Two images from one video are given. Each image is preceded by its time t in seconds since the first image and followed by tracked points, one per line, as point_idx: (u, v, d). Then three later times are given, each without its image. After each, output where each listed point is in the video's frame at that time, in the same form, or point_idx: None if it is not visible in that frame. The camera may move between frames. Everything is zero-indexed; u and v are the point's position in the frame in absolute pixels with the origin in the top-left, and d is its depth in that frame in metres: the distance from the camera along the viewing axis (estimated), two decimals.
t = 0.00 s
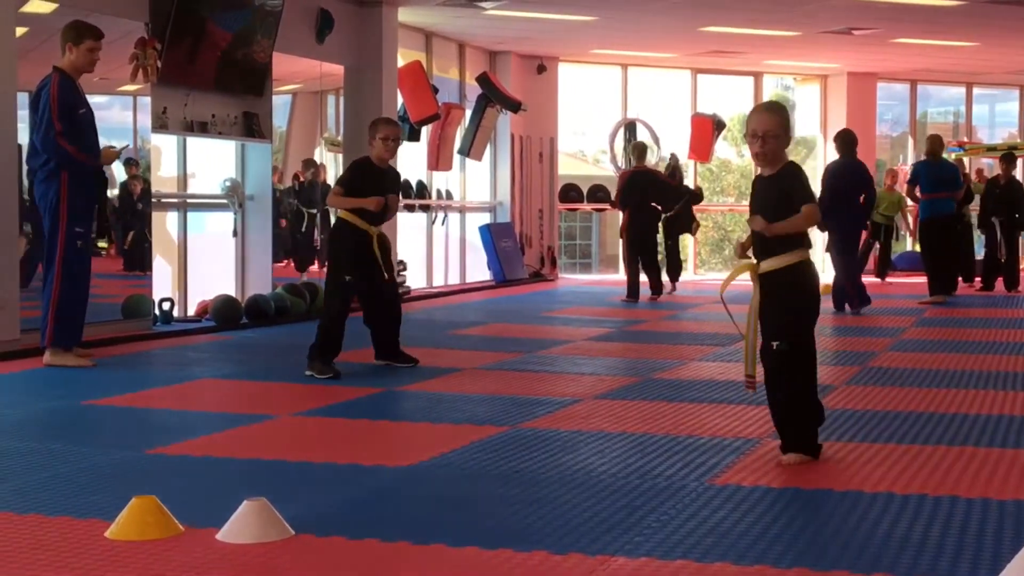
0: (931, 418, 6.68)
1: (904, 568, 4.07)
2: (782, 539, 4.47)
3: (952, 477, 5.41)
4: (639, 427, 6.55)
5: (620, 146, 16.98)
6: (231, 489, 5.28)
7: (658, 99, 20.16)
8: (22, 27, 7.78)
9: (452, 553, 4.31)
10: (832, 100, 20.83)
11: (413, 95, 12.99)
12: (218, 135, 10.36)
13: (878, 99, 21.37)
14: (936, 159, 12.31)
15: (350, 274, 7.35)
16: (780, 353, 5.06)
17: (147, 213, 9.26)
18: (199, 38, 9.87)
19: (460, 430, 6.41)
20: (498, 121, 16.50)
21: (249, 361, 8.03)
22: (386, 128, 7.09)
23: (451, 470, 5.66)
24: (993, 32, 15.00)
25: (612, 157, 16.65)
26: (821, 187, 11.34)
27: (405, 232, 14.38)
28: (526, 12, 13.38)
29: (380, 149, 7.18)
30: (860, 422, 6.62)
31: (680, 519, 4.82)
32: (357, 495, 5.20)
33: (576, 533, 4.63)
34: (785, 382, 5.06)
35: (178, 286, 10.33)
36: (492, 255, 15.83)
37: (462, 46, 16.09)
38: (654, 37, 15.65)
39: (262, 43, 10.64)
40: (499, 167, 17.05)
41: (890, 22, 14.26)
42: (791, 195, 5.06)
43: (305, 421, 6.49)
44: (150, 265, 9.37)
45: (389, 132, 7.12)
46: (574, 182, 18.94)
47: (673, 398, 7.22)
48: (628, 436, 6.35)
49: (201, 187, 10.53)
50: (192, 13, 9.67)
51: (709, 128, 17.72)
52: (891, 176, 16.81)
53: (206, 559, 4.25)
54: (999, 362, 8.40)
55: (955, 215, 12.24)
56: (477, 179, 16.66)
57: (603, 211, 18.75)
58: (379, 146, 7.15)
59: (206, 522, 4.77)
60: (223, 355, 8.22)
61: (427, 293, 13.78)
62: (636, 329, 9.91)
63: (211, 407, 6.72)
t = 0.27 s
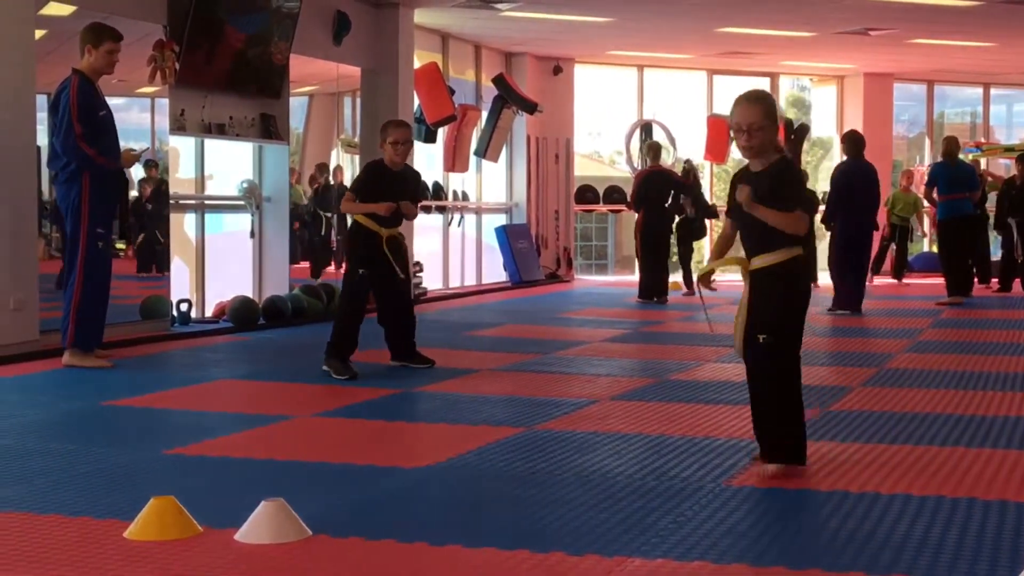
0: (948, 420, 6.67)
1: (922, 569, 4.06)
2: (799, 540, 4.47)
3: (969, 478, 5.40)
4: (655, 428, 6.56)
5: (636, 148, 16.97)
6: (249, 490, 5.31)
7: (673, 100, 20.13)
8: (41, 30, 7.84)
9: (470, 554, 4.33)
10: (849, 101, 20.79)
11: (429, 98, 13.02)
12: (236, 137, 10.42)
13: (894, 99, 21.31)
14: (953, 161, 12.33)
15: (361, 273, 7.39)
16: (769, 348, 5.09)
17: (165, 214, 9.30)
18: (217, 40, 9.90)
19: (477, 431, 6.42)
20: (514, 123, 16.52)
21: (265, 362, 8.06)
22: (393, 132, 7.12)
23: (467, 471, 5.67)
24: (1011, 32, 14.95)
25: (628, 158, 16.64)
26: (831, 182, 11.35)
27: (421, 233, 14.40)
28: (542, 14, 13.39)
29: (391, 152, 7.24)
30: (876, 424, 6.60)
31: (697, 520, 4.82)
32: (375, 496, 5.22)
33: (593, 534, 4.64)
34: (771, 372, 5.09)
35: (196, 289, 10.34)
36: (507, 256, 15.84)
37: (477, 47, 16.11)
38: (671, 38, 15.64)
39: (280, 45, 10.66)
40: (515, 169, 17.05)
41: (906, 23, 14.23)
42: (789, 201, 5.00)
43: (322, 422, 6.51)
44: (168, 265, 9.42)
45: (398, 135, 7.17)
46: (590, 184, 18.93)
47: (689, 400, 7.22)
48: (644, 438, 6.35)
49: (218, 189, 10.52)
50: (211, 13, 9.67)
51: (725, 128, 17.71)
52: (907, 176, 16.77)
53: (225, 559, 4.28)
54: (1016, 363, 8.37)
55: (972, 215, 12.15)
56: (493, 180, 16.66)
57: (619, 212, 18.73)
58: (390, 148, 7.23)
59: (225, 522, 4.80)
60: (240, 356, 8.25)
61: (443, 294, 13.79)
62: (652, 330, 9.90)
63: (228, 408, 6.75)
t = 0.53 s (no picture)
0: (967, 423, 6.64)
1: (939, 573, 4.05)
2: (815, 543, 4.46)
3: (988, 482, 5.38)
4: (672, 430, 6.55)
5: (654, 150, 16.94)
6: (267, 491, 5.32)
7: (691, 102, 20.08)
8: (63, 32, 7.87)
9: (488, 556, 4.33)
10: (866, 103, 20.74)
11: (446, 101, 13.12)
12: (254, 139, 10.41)
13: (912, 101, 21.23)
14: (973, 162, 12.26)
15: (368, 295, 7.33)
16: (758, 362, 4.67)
17: (184, 217, 9.34)
18: (234, 43, 9.93)
19: (494, 433, 6.42)
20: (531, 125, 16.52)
21: (283, 363, 8.08)
22: (362, 150, 7.14)
23: (483, 473, 5.67)
24: None
25: (646, 160, 16.63)
26: (834, 182, 11.31)
27: (437, 235, 14.41)
28: (559, 16, 13.38)
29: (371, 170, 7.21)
30: (893, 426, 6.58)
31: (714, 523, 4.81)
32: (392, 498, 5.23)
33: (609, 536, 4.63)
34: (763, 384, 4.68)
35: (213, 290, 10.38)
36: (524, 258, 15.85)
37: (495, 49, 16.11)
38: (688, 40, 15.62)
39: (298, 47, 10.69)
40: (532, 171, 17.01)
41: (925, 25, 14.17)
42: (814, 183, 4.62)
43: (340, 423, 6.53)
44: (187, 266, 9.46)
45: (369, 154, 7.16)
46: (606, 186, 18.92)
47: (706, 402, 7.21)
48: (660, 440, 6.34)
49: (238, 191, 10.59)
50: (229, 15, 9.74)
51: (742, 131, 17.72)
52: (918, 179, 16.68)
53: (243, 560, 4.29)
54: None
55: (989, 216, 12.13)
56: (510, 182, 16.66)
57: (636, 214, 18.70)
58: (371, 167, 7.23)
59: (242, 523, 4.81)
60: (258, 357, 8.27)
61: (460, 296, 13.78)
62: (669, 332, 9.89)
63: (246, 409, 6.77)
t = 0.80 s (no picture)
0: (989, 427, 6.61)
1: None
2: (836, 547, 4.45)
3: (1010, 487, 5.35)
4: (691, 433, 6.55)
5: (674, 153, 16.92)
6: (288, 493, 5.35)
7: (711, 105, 20.05)
8: (85, 35, 7.94)
9: (509, 558, 4.34)
10: (886, 106, 20.68)
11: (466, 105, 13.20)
12: (275, 142, 10.40)
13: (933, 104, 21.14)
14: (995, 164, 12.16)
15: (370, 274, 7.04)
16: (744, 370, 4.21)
17: (206, 219, 9.37)
18: (257, 45, 9.97)
19: (514, 436, 6.43)
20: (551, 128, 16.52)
21: (304, 365, 8.11)
22: (346, 114, 6.72)
23: (504, 475, 5.68)
24: None
25: (665, 163, 16.61)
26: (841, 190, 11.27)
27: (457, 237, 14.43)
28: (580, 19, 13.38)
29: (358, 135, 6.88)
30: (914, 431, 6.56)
31: (734, 526, 4.81)
32: (413, 499, 5.24)
33: (629, 539, 4.64)
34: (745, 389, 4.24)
35: (236, 293, 10.48)
36: (544, 261, 15.85)
37: (515, 52, 16.12)
38: (709, 44, 15.61)
39: (320, 49, 10.72)
40: (552, 175, 16.99)
41: (946, 27, 14.12)
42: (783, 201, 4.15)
43: (360, 425, 6.55)
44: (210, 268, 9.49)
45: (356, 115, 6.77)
46: (625, 189, 18.91)
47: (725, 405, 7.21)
48: (679, 443, 6.34)
49: (258, 193, 10.58)
50: (250, 17, 9.80)
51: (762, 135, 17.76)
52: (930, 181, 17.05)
53: (265, 562, 4.31)
54: None
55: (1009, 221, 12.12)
56: (530, 186, 16.67)
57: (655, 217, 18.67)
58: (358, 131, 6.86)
59: (264, 524, 4.83)
60: (279, 359, 8.31)
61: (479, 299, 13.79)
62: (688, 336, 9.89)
63: (267, 411, 6.80)
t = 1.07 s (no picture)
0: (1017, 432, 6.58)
1: None
2: (862, 551, 4.45)
3: None
4: (716, 436, 6.55)
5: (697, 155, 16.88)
6: (313, 494, 5.37)
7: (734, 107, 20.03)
8: (113, 37, 8.00)
9: (534, 560, 4.35)
10: (911, 107, 20.60)
11: (491, 107, 13.14)
12: (301, 144, 10.53)
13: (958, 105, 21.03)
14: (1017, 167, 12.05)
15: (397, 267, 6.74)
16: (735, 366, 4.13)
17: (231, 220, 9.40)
18: (283, 48, 10.00)
19: (539, 438, 6.44)
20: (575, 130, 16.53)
21: (329, 366, 8.14)
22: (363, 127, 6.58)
23: (529, 478, 5.69)
24: None
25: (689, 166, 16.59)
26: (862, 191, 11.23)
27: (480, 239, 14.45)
28: (604, 21, 13.37)
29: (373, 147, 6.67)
30: (940, 434, 6.54)
31: (760, 529, 4.80)
32: (438, 501, 5.26)
33: (655, 541, 4.64)
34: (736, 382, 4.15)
35: (260, 293, 10.48)
36: (567, 263, 15.86)
37: (539, 55, 16.13)
38: (733, 45, 15.58)
39: (346, 51, 10.75)
40: (576, 176, 17.09)
41: (972, 29, 14.05)
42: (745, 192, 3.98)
43: (385, 426, 6.57)
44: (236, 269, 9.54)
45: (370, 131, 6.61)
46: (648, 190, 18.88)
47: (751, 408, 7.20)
48: (703, 446, 6.33)
49: (283, 195, 10.63)
50: (277, 21, 9.84)
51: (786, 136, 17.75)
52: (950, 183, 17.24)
53: (292, 562, 4.33)
54: None
55: None
56: (553, 187, 16.70)
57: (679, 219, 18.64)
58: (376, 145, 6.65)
59: (291, 525, 4.86)
60: (304, 360, 8.34)
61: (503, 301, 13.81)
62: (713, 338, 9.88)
63: (293, 412, 6.83)
